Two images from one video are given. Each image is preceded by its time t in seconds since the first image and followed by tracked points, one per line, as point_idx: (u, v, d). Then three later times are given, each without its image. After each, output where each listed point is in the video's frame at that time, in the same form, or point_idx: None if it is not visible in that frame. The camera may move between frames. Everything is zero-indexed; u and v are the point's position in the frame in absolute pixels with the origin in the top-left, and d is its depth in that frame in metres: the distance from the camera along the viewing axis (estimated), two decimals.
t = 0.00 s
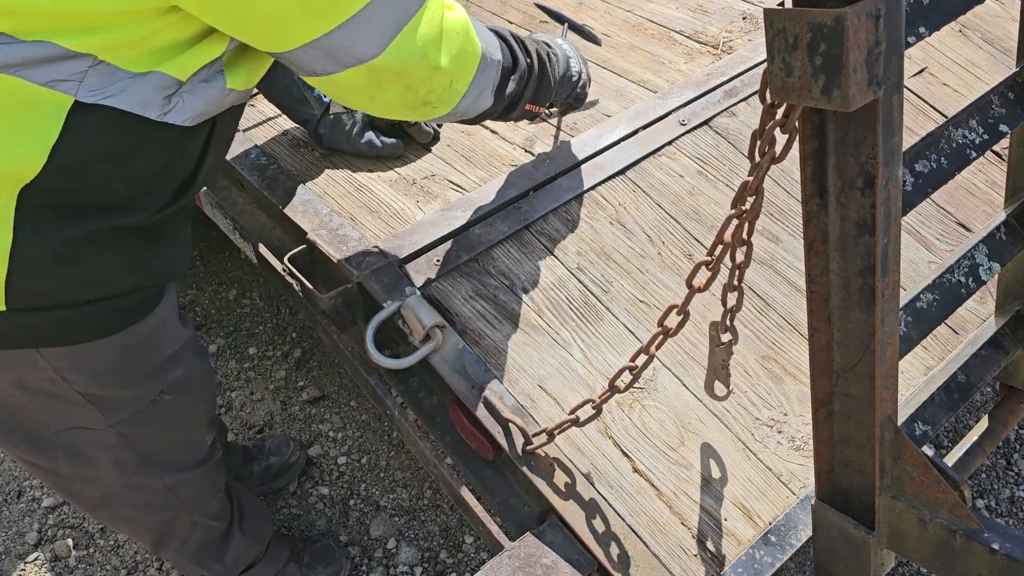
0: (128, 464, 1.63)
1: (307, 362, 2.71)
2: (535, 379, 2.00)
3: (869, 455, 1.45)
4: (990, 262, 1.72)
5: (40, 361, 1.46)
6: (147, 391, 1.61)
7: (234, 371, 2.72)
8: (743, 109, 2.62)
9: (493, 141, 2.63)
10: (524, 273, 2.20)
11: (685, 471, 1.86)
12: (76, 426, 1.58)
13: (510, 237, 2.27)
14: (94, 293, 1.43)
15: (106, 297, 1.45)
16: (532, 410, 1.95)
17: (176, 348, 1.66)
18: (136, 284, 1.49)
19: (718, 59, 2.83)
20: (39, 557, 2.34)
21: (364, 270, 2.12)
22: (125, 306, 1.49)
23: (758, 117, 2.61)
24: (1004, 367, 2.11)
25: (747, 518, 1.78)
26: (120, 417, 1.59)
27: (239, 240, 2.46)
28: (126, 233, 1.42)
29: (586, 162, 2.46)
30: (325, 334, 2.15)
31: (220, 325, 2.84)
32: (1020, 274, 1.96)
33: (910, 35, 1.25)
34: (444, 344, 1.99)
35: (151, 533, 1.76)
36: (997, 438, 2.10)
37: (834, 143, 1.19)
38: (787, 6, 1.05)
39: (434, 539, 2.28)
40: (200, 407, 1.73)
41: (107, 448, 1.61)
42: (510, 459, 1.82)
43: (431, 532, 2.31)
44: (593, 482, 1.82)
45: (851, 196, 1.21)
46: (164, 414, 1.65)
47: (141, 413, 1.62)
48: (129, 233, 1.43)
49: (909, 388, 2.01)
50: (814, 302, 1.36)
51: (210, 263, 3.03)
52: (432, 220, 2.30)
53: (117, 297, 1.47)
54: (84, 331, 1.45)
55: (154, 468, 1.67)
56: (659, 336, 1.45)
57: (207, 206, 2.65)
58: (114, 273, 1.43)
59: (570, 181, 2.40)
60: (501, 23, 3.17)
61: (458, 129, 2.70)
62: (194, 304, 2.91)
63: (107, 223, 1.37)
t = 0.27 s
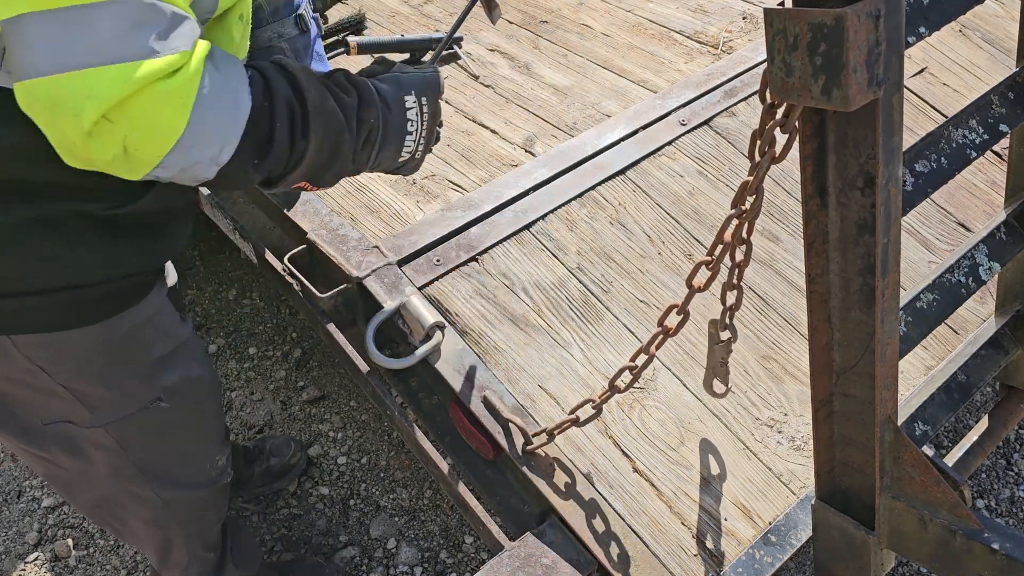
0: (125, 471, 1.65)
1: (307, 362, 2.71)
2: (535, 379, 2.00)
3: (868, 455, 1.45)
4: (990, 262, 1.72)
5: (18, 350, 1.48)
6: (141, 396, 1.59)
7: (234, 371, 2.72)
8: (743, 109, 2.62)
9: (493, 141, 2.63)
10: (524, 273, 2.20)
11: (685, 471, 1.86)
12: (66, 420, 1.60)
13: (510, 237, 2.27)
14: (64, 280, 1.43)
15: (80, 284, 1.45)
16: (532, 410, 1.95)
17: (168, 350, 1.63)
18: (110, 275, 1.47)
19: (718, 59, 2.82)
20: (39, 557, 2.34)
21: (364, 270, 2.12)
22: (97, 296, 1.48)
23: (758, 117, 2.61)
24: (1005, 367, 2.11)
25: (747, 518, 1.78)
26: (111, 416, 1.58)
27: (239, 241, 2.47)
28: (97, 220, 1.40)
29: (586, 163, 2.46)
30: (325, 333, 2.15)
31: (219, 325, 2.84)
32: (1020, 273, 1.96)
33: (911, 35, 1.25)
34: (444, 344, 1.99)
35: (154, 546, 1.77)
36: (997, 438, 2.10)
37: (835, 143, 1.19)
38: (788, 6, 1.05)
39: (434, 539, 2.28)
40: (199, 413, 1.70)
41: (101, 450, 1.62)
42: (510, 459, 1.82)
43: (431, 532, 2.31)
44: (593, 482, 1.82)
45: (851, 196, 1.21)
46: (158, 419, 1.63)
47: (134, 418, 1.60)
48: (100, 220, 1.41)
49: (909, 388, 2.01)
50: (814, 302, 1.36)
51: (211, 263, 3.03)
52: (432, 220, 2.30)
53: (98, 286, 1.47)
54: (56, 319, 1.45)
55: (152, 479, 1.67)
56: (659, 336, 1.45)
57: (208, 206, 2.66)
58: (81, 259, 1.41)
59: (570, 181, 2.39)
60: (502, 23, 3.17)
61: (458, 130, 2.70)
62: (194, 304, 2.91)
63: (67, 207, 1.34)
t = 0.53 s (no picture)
0: (110, 530, 1.60)
1: (307, 362, 2.71)
2: (535, 379, 2.00)
3: (868, 455, 1.45)
4: (990, 261, 1.72)
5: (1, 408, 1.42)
6: (126, 451, 1.54)
7: (234, 371, 2.72)
8: (743, 109, 2.62)
9: (493, 141, 2.63)
10: (524, 273, 2.20)
11: (685, 471, 1.85)
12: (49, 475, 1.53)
13: (510, 237, 2.27)
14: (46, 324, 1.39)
15: (69, 329, 1.41)
16: (531, 410, 1.95)
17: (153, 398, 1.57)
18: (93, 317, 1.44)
19: (718, 59, 2.82)
20: (39, 557, 2.34)
21: (364, 270, 2.12)
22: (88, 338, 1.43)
23: (758, 117, 2.60)
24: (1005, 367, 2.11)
25: (747, 518, 1.78)
26: (96, 474, 1.52)
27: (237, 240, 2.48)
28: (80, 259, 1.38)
29: (586, 162, 2.46)
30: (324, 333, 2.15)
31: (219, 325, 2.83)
32: (1020, 273, 1.96)
33: (911, 35, 1.25)
34: (444, 343, 1.99)
35: None
36: (997, 438, 2.10)
37: (834, 143, 1.19)
38: (788, 5, 1.05)
39: (434, 539, 2.28)
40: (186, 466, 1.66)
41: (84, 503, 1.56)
42: (510, 460, 1.82)
43: (431, 532, 2.31)
44: (593, 482, 1.82)
45: (851, 196, 1.21)
46: (142, 477, 1.58)
47: (119, 474, 1.54)
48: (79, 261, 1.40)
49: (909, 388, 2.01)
50: (814, 301, 1.36)
51: (211, 264, 3.03)
52: (432, 220, 2.30)
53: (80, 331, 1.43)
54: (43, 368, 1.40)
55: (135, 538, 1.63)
56: (659, 336, 1.45)
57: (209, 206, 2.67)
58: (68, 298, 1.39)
59: (569, 181, 2.39)
60: (502, 23, 3.17)
61: (458, 129, 2.70)
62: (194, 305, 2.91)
63: (51, 247, 1.33)
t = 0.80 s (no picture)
0: None
1: (308, 361, 2.71)
2: (535, 379, 2.00)
3: (868, 455, 1.45)
4: (990, 262, 1.72)
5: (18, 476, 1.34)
6: (145, 511, 1.49)
7: (234, 371, 2.72)
8: (743, 109, 2.62)
9: (493, 141, 2.63)
10: (524, 273, 2.20)
11: (685, 471, 1.85)
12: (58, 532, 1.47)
13: (510, 237, 2.27)
14: (70, 407, 1.28)
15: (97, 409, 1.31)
16: (532, 410, 1.95)
17: (177, 458, 1.52)
18: (120, 394, 1.33)
19: (718, 59, 2.83)
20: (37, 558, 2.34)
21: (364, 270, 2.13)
22: (112, 417, 1.33)
23: (758, 117, 2.60)
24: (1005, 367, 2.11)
25: (747, 518, 1.78)
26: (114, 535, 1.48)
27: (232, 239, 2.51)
28: (109, 341, 1.25)
29: (586, 163, 2.46)
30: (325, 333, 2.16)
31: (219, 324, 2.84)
32: (1020, 273, 1.96)
33: (911, 35, 1.25)
34: (445, 344, 2.01)
35: None
36: (997, 438, 2.10)
37: (835, 142, 1.19)
38: (788, 6, 1.05)
39: (434, 539, 2.28)
40: (207, 511, 1.63)
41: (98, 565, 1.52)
42: (510, 460, 1.83)
43: (431, 532, 2.31)
44: (593, 482, 1.82)
45: (851, 196, 1.21)
46: (158, 535, 1.54)
47: (137, 534, 1.51)
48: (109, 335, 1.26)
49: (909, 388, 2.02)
50: (813, 301, 1.36)
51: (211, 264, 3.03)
52: (432, 220, 2.31)
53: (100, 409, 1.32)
54: (64, 449, 1.31)
55: None
56: (659, 336, 1.45)
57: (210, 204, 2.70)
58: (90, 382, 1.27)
59: (569, 182, 2.39)
60: (502, 23, 3.17)
61: (458, 130, 2.70)
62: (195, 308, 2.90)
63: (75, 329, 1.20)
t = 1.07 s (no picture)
0: None
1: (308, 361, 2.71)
2: (535, 379, 2.01)
3: (868, 455, 1.45)
4: (990, 262, 1.72)
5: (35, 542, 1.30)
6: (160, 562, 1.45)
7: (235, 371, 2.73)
8: (743, 109, 2.62)
9: (493, 141, 2.64)
10: (524, 273, 2.21)
11: (686, 471, 1.85)
12: None
13: (510, 237, 2.27)
14: (98, 470, 1.24)
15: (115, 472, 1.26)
16: (532, 410, 1.96)
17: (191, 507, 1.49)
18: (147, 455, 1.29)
19: (718, 59, 2.83)
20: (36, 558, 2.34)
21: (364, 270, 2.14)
22: (134, 479, 1.29)
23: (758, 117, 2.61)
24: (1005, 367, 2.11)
25: (747, 518, 1.78)
26: None
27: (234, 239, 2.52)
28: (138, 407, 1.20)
29: (586, 163, 2.46)
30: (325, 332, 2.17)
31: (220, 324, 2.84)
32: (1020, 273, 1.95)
33: (911, 35, 1.25)
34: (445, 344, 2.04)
35: None
36: (997, 438, 2.10)
37: (835, 143, 1.19)
38: (788, 6, 1.05)
39: (434, 539, 2.27)
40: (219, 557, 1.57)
41: None
42: (509, 459, 1.84)
43: (431, 532, 2.30)
44: (593, 482, 1.82)
45: (850, 196, 1.21)
46: None
47: None
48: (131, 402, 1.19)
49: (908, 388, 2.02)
50: (813, 301, 1.36)
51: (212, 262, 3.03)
52: (432, 220, 2.31)
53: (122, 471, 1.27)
54: (87, 511, 1.28)
55: None
56: (659, 336, 1.45)
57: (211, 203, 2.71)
58: (121, 445, 1.22)
59: (569, 182, 2.39)
60: (501, 23, 3.17)
61: (457, 130, 2.70)
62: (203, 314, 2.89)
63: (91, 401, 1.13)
